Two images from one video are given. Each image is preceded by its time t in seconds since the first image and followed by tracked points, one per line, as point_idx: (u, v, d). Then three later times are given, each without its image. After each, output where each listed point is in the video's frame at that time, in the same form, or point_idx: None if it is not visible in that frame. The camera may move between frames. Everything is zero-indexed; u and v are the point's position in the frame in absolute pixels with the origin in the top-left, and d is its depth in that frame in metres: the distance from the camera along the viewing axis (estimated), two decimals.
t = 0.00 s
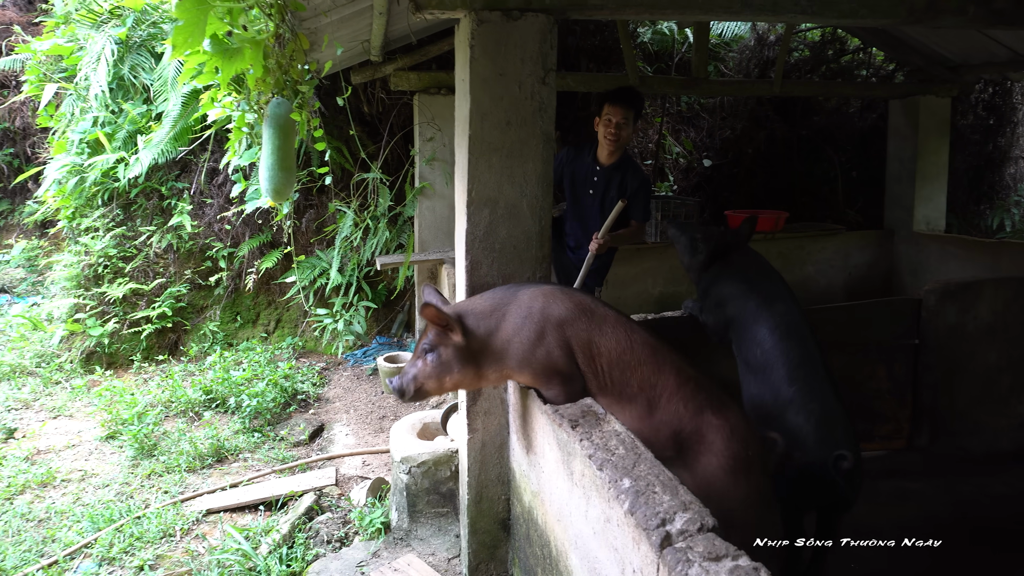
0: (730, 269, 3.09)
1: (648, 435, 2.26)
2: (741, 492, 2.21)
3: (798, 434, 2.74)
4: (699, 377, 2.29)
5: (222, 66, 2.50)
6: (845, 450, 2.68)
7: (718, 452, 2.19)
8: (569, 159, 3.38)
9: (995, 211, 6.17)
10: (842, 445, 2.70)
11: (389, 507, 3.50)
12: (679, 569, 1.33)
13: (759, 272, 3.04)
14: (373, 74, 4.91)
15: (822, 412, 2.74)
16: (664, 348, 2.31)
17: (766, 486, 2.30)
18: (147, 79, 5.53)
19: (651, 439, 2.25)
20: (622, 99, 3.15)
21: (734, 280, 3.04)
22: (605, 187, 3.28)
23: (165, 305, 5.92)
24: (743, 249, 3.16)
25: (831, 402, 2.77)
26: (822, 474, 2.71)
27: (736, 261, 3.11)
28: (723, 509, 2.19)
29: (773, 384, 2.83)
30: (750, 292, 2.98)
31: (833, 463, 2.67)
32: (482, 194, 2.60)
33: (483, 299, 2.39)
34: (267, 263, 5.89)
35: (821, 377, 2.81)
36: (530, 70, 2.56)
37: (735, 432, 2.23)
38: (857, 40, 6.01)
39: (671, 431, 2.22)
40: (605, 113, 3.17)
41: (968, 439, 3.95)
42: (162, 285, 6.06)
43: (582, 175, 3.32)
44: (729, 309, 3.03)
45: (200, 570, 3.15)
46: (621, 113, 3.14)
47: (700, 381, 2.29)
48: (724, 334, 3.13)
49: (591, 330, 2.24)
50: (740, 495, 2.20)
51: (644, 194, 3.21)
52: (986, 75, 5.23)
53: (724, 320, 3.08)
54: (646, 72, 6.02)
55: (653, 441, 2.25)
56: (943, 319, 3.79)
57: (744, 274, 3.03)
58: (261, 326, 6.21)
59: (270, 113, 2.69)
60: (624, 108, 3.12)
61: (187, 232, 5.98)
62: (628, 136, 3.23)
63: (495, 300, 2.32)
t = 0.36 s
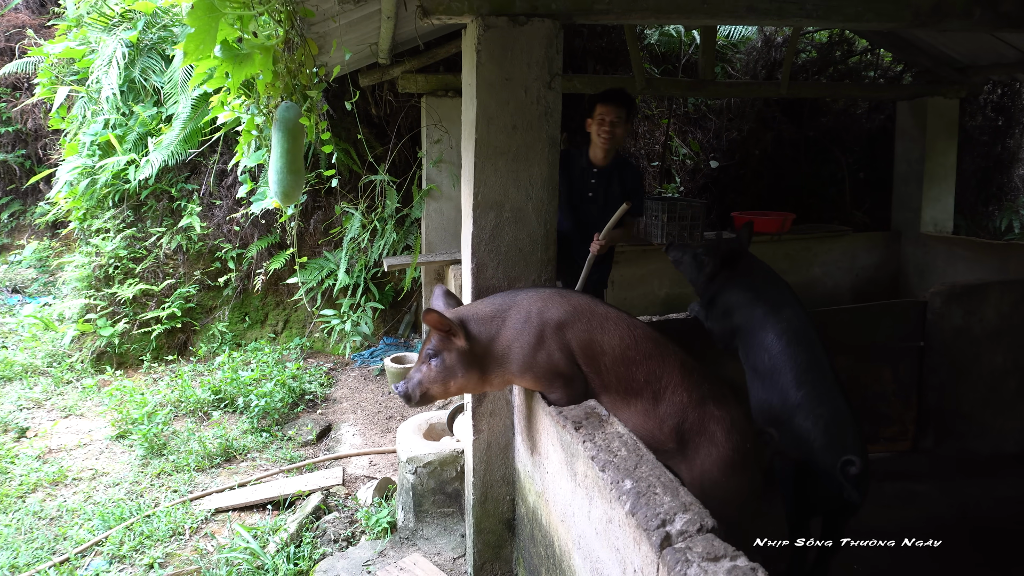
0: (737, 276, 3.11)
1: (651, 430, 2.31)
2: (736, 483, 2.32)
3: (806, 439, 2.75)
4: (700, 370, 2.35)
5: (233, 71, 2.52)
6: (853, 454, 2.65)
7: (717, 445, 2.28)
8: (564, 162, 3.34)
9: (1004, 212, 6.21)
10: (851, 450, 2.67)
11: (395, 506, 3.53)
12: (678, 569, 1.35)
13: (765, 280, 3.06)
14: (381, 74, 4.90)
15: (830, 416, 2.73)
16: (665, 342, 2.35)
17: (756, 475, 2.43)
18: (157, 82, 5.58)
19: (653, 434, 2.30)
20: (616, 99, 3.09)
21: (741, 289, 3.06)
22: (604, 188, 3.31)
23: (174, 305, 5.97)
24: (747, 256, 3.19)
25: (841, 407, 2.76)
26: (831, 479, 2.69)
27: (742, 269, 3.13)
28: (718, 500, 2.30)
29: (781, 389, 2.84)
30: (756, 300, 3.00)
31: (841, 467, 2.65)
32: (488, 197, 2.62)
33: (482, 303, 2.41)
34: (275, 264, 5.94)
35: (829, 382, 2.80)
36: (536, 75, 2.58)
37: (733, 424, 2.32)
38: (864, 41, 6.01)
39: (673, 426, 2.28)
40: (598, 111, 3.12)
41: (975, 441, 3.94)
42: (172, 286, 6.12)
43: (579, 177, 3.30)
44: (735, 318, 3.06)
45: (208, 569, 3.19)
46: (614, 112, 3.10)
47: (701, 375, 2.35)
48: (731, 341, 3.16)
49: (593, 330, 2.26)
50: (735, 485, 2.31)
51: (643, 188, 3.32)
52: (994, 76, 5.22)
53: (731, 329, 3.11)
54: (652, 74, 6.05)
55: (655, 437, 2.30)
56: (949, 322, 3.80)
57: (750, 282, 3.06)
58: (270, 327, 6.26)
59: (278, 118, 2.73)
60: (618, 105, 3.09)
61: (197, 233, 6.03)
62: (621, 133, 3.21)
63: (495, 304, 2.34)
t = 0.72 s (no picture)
0: (732, 278, 3.07)
1: (653, 429, 2.30)
2: (738, 482, 2.34)
3: (807, 437, 2.76)
4: (701, 369, 2.37)
5: (235, 71, 2.53)
6: (854, 452, 2.66)
7: (719, 444, 2.30)
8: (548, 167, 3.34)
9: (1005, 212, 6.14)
10: (852, 447, 2.69)
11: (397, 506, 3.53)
12: (681, 567, 1.35)
13: (761, 280, 3.02)
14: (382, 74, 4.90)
15: (830, 414, 2.73)
16: (667, 341, 2.36)
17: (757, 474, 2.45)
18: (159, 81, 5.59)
19: (657, 434, 2.30)
20: (590, 97, 3.10)
21: (737, 290, 3.02)
22: (589, 187, 3.29)
23: (175, 305, 5.97)
24: (738, 256, 3.13)
25: (840, 404, 2.76)
26: (833, 476, 2.70)
27: (736, 271, 3.08)
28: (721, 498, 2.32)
29: (781, 389, 2.83)
30: (753, 301, 2.97)
31: (842, 464, 2.65)
32: (490, 197, 2.63)
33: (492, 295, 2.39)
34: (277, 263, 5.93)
35: (828, 380, 2.80)
36: (537, 75, 2.58)
37: (735, 422, 2.34)
38: (865, 41, 6.01)
39: (676, 426, 2.28)
40: (575, 111, 3.13)
41: (976, 441, 3.95)
42: (173, 285, 6.12)
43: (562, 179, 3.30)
44: (733, 320, 3.02)
45: (210, 568, 3.19)
46: (592, 112, 3.11)
47: (703, 373, 2.36)
48: (729, 343, 3.12)
49: (598, 329, 2.26)
50: (736, 484, 2.33)
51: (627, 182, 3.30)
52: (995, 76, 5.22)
53: (728, 331, 3.07)
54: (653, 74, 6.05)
55: (658, 436, 2.30)
56: (950, 322, 3.80)
57: (746, 284, 3.02)
58: (271, 326, 6.26)
59: (281, 117, 2.73)
60: (593, 103, 3.10)
61: (198, 232, 6.03)
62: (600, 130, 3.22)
63: (501, 299, 2.33)
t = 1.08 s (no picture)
0: (736, 275, 2.94)
1: (666, 427, 2.26)
2: (750, 479, 2.32)
3: (818, 435, 2.70)
4: (714, 365, 2.32)
5: (239, 62, 2.54)
6: (867, 449, 2.66)
7: (732, 440, 2.27)
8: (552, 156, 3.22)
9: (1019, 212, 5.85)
10: (864, 444, 2.68)
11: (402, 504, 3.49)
12: (695, 568, 1.31)
13: (767, 278, 2.91)
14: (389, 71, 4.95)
15: (842, 412, 2.69)
16: (678, 336, 2.30)
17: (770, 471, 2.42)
18: (164, 78, 5.58)
19: (669, 431, 2.26)
20: (600, 91, 2.93)
21: (743, 289, 2.89)
22: (594, 180, 3.17)
23: (181, 302, 5.96)
24: (739, 260, 3.03)
25: (851, 401, 2.73)
26: (848, 473, 2.69)
27: (740, 270, 2.95)
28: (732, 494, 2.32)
29: (792, 388, 2.75)
30: (760, 299, 2.85)
31: (856, 462, 2.64)
32: (498, 191, 2.59)
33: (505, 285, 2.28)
34: (283, 261, 5.91)
35: (838, 377, 2.76)
36: (545, 67, 2.54)
37: (748, 418, 2.31)
38: (876, 37, 5.94)
39: (688, 423, 2.24)
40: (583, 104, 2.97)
41: (991, 442, 3.89)
42: (179, 282, 6.10)
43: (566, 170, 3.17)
44: (741, 320, 2.89)
45: (214, 565, 3.16)
46: (603, 107, 2.94)
47: (716, 370, 2.31)
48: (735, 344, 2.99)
49: (612, 326, 2.20)
50: (748, 481, 2.31)
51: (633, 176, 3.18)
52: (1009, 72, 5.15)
53: (735, 331, 2.93)
54: (661, 70, 6.00)
55: (671, 434, 2.26)
56: (964, 321, 3.74)
57: (753, 282, 2.89)
58: (277, 324, 6.25)
59: (285, 110, 2.67)
60: (605, 96, 2.93)
61: (204, 229, 6.02)
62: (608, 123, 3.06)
63: (515, 294, 2.25)
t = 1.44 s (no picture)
0: (756, 274, 2.86)
1: (698, 426, 2.31)
2: (781, 476, 2.39)
3: (841, 436, 2.69)
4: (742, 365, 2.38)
5: (263, 64, 2.57)
6: (892, 450, 2.61)
7: (763, 438, 2.34)
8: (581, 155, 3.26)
9: None
10: (888, 445, 2.65)
11: (422, 503, 3.52)
12: (728, 569, 1.32)
13: (788, 276, 2.84)
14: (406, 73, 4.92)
15: (864, 412, 2.68)
16: (707, 337, 2.35)
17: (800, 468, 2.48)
18: (185, 79, 5.63)
19: (701, 430, 2.31)
20: (629, 94, 2.95)
21: (764, 289, 2.83)
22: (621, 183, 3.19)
23: (201, 301, 6.01)
24: (761, 257, 2.94)
25: (874, 401, 2.71)
26: (872, 473, 2.66)
27: (761, 268, 2.88)
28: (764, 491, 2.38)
29: (813, 389, 2.73)
30: (781, 299, 2.79)
31: (882, 463, 2.60)
32: (520, 192, 2.60)
33: (531, 304, 2.28)
34: (301, 261, 5.96)
35: (859, 378, 2.74)
36: (568, 68, 2.55)
37: (778, 416, 2.37)
38: (895, 37, 5.90)
39: (720, 422, 2.30)
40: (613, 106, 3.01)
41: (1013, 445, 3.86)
42: (198, 281, 6.16)
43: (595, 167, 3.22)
44: (760, 319, 2.84)
45: (236, 562, 3.18)
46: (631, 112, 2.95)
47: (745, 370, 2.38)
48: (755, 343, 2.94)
49: (644, 328, 2.25)
50: (779, 478, 2.39)
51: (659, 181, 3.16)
52: None
53: (754, 331, 2.89)
54: (678, 71, 5.99)
55: (703, 432, 2.31)
56: (986, 323, 3.72)
57: (774, 282, 2.82)
58: (295, 323, 6.31)
59: (307, 111, 2.70)
60: (633, 100, 2.94)
61: (223, 229, 6.06)
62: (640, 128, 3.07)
63: (546, 301, 2.28)
